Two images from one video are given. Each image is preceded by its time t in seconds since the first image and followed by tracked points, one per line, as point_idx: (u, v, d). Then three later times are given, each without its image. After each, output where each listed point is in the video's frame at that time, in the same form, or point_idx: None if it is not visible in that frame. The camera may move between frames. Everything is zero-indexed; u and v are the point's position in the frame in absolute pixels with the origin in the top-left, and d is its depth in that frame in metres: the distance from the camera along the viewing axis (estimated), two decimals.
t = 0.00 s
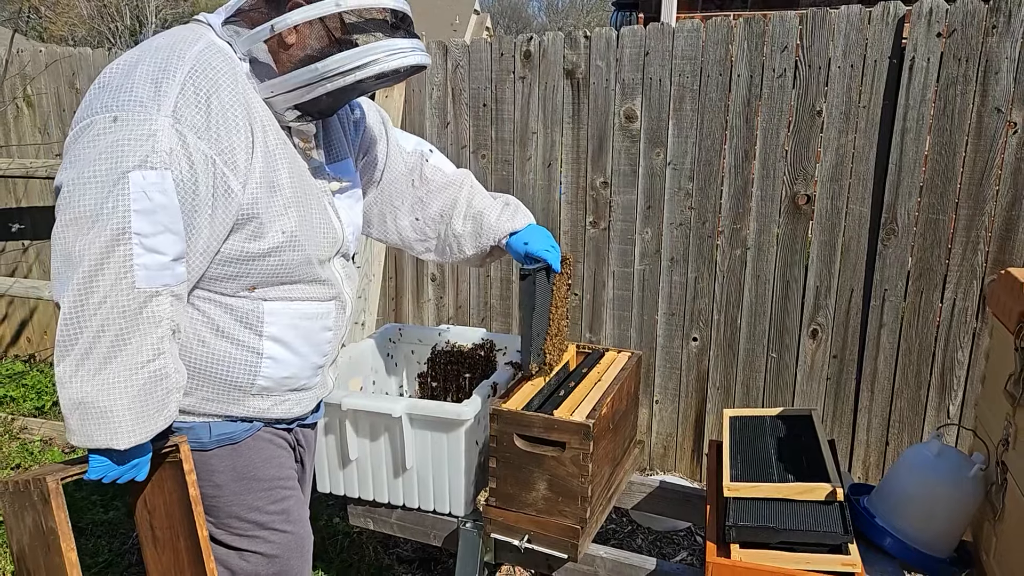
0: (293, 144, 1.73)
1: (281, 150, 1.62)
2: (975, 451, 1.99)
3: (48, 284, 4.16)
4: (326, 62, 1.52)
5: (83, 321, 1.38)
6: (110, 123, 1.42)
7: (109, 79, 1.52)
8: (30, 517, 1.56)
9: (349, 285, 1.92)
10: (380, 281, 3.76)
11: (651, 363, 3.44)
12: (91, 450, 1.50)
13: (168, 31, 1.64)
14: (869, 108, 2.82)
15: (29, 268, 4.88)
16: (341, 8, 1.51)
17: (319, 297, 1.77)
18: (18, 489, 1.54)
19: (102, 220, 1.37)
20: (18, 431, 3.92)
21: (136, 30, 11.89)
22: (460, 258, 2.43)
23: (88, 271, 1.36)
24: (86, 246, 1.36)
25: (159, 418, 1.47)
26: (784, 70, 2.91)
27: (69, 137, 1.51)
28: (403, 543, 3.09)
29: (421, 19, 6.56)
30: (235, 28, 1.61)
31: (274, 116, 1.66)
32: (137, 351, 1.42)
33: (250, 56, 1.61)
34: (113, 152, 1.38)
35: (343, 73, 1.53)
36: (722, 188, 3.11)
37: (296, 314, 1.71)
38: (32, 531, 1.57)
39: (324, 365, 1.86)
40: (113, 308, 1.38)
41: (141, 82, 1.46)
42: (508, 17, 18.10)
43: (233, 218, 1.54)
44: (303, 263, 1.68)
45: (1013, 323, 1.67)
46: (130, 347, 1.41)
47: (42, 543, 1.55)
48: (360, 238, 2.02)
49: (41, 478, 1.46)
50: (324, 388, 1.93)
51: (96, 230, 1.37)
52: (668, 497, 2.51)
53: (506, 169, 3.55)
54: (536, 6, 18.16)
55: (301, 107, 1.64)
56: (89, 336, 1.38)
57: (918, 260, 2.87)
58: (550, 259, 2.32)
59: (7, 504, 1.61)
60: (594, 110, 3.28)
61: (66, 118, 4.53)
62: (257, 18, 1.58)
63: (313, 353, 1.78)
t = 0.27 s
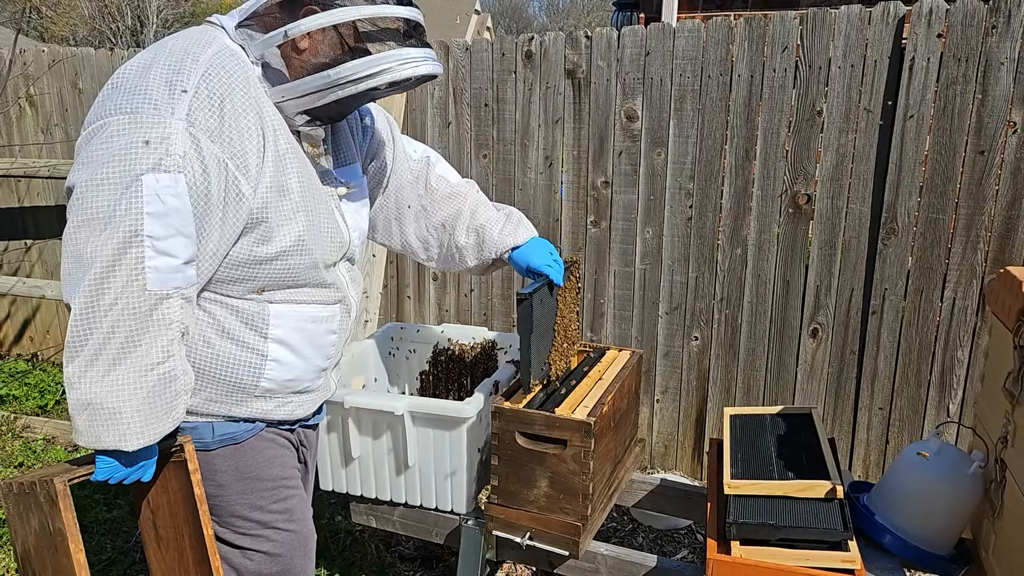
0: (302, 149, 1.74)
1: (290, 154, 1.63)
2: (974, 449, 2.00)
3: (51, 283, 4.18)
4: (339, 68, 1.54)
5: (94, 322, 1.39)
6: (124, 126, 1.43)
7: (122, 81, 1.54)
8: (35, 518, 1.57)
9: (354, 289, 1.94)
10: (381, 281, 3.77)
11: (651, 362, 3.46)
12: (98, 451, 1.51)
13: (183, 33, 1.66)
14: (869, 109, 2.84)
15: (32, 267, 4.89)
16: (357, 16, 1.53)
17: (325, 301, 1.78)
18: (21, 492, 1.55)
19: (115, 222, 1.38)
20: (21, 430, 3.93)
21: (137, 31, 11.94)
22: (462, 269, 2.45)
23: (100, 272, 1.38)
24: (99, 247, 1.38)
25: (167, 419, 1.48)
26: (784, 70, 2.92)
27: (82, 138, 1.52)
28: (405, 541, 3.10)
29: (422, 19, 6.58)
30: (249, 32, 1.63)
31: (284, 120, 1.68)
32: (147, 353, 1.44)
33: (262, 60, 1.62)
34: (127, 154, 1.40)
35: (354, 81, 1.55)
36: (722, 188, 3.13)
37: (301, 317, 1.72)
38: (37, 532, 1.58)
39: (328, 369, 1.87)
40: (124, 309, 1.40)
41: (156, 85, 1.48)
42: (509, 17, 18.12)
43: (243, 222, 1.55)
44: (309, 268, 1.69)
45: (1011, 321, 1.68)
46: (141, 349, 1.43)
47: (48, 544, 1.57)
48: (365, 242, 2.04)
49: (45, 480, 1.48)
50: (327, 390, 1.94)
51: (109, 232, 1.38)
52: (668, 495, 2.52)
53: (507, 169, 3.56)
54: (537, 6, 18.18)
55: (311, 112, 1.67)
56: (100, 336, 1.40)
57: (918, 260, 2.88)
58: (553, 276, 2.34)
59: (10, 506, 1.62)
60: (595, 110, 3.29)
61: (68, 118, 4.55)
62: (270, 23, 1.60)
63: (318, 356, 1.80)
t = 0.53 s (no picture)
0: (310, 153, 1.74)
1: (299, 159, 1.65)
2: (975, 449, 2.00)
3: (53, 284, 4.19)
4: (351, 75, 1.54)
5: (103, 324, 1.40)
6: (136, 128, 1.44)
7: (133, 82, 1.54)
8: (40, 521, 1.58)
9: (358, 293, 1.95)
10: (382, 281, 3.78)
11: (653, 362, 3.46)
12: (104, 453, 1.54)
13: (194, 35, 1.66)
14: (869, 109, 2.84)
15: (34, 267, 4.90)
16: (369, 23, 1.53)
17: (329, 305, 1.80)
18: (25, 495, 1.56)
19: (125, 225, 1.39)
20: (23, 430, 3.94)
21: (137, 31, 11.95)
22: (467, 278, 2.48)
23: (109, 275, 1.38)
24: (109, 250, 1.38)
25: (174, 421, 1.49)
26: (785, 71, 2.92)
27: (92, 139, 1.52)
28: (407, 541, 3.11)
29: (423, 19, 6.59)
30: (261, 36, 1.63)
31: (293, 124, 1.68)
32: (156, 355, 1.44)
33: (273, 65, 1.62)
34: (138, 156, 1.41)
35: (364, 88, 1.55)
36: (723, 188, 3.13)
37: (306, 321, 1.73)
38: (42, 535, 1.59)
39: (330, 372, 1.89)
40: (134, 311, 1.41)
41: (167, 88, 1.49)
42: (509, 17, 18.13)
43: (251, 226, 1.56)
44: (315, 272, 1.71)
45: (1012, 321, 1.69)
46: (149, 351, 1.44)
47: (53, 546, 1.57)
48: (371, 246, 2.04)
49: (50, 482, 1.48)
50: (330, 393, 1.95)
51: (119, 234, 1.39)
52: (670, 494, 2.53)
53: (509, 169, 3.56)
54: (537, 6, 18.20)
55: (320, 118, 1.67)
56: (109, 338, 1.40)
57: (919, 260, 2.89)
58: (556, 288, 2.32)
59: (14, 509, 1.63)
60: (596, 111, 3.30)
61: (69, 118, 4.56)
62: (284, 28, 1.60)
63: (321, 359, 1.81)
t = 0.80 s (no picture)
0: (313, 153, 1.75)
1: (303, 159, 1.65)
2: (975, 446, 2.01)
3: (53, 283, 4.19)
4: (355, 77, 1.54)
5: (106, 323, 1.40)
6: (140, 127, 1.44)
7: (138, 80, 1.54)
8: (42, 521, 1.58)
9: (360, 293, 1.95)
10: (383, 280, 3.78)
11: (653, 360, 3.46)
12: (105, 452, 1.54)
13: (199, 34, 1.67)
14: (869, 108, 2.84)
15: (34, 267, 4.90)
16: (374, 25, 1.53)
17: (331, 304, 1.80)
18: (27, 495, 1.56)
19: (128, 224, 1.39)
20: (24, 429, 3.94)
21: (138, 31, 11.96)
22: (468, 281, 2.47)
23: (112, 274, 1.38)
24: (112, 249, 1.38)
25: (177, 420, 1.49)
26: (785, 69, 2.93)
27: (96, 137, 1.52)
28: (408, 539, 3.11)
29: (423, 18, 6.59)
30: (265, 35, 1.63)
31: (296, 125, 1.68)
32: (158, 354, 1.44)
33: (278, 65, 1.63)
34: (142, 155, 1.41)
35: (368, 90, 1.55)
36: (723, 187, 3.13)
37: (307, 319, 1.73)
38: (44, 534, 1.60)
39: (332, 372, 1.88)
40: (137, 311, 1.40)
41: (172, 88, 1.49)
42: (508, 16, 18.13)
43: (254, 225, 1.56)
44: (316, 272, 1.71)
45: (1012, 318, 1.68)
46: (151, 351, 1.44)
47: (56, 546, 1.58)
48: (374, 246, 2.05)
49: (52, 482, 1.49)
50: (332, 393, 1.95)
51: (122, 233, 1.39)
52: (670, 492, 2.53)
53: (509, 168, 3.56)
54: (537, 6, 18.20)
55: (324, 119, 1.67)
56: (111, 337, 1.40)
57: (918, 258, 2.89)
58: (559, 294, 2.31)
59: (16, 508, 1.64)
60: (596, 109, 3.30)
61: (70, 118, 4.56)
62: (289, 27, 1.59)
63: (322, 359, 1.80)
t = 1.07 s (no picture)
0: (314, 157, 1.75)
1: (305, 162, 1.65)
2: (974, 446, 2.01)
3: (53, 283, 4.19)
4: (356, 82, 1.56)
5: (107, 324, 1.40)
6: (143, 128, 1.44)
7: (141, 81, 1.54)
8: (42, 522, 1.59)
9: (359, 296, 1.96)
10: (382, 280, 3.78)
11: (652, 360, 3.46)
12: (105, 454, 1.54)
13: (203, 35, 1.67)
14: (868, 107, 2.84)
15: (34, 266, 4.90)
16: (377, 31, 1.54)
17: (329, 306, 1.80)
18: (26, 497, 1.56)
19: (130, 225, 1.39)
20: (24, 429, 3.94)
21: (139, 32, 11.98)
22: (468, 291, 2.49)
23: (114, 275, 1.38)
24: (113, 250, 1.38)
25: (177, 422, 1.49)
26: (784, 69, 2.93)
27: (98, 137, 1.52)
28: (407, 538, 3.11)
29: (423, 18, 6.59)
30: (269, 39, 1.63)
31: (298, 128, 1.69)
32: (159, 355, 1.44)
33: (281, 68, 1.63)
34: (145, 157, 1.40)
35: (370, 95, 1.57)
36: (723, 187, 3.13)
37: (305, 321, 1.73)
38: (44, 535, 1.60)
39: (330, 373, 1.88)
40: (138, 313, 1.40)
41: (176, 90, 1.49)
42: (508, 16, 18.12)
43: (255, 228, 1.56)
44: (315, 275, 1.71)
45: (1010, 318, 1.69)
46: (152, 352, 1.44)
47: (56, 547, 1.58)
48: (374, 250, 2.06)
49: (52, 483, 1.49)
50: (330, 394, 1.95)
51: (124, 235, 1.39)
52: (669, 492, 2.53)
53: (508, 168, 3.56)
54: (537, 6, 18.19)
55: (325, 124, 1.68)
56: (113, 339, 1.40)
57: (917, 258, 2.89)
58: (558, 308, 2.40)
59: (15, 509, 1.64)
60: (595, 109, 3.30)
61: (69, 117, 4.56)
62: (293, 32, 1.60)
63: (320, 360, 1.80)
